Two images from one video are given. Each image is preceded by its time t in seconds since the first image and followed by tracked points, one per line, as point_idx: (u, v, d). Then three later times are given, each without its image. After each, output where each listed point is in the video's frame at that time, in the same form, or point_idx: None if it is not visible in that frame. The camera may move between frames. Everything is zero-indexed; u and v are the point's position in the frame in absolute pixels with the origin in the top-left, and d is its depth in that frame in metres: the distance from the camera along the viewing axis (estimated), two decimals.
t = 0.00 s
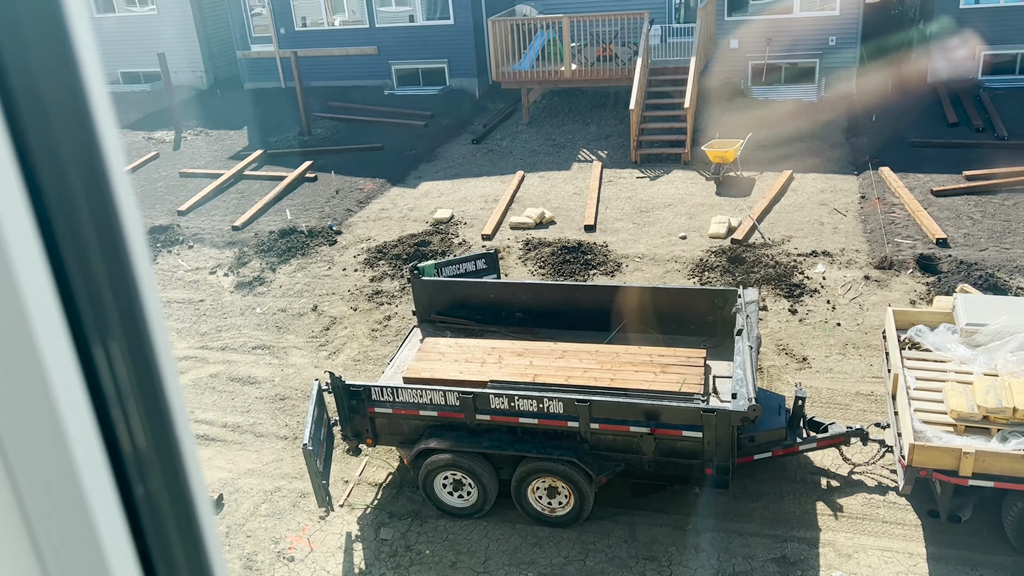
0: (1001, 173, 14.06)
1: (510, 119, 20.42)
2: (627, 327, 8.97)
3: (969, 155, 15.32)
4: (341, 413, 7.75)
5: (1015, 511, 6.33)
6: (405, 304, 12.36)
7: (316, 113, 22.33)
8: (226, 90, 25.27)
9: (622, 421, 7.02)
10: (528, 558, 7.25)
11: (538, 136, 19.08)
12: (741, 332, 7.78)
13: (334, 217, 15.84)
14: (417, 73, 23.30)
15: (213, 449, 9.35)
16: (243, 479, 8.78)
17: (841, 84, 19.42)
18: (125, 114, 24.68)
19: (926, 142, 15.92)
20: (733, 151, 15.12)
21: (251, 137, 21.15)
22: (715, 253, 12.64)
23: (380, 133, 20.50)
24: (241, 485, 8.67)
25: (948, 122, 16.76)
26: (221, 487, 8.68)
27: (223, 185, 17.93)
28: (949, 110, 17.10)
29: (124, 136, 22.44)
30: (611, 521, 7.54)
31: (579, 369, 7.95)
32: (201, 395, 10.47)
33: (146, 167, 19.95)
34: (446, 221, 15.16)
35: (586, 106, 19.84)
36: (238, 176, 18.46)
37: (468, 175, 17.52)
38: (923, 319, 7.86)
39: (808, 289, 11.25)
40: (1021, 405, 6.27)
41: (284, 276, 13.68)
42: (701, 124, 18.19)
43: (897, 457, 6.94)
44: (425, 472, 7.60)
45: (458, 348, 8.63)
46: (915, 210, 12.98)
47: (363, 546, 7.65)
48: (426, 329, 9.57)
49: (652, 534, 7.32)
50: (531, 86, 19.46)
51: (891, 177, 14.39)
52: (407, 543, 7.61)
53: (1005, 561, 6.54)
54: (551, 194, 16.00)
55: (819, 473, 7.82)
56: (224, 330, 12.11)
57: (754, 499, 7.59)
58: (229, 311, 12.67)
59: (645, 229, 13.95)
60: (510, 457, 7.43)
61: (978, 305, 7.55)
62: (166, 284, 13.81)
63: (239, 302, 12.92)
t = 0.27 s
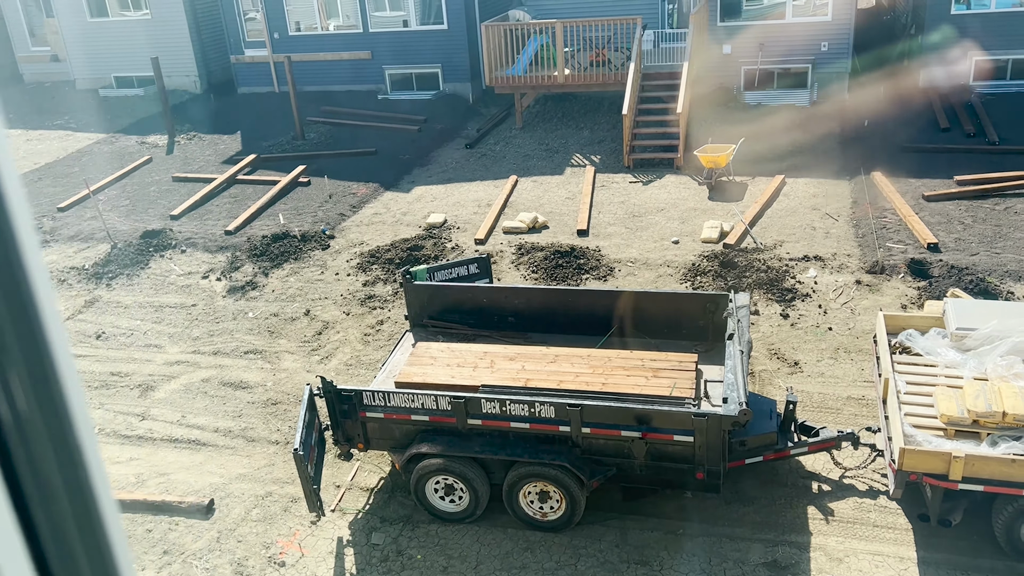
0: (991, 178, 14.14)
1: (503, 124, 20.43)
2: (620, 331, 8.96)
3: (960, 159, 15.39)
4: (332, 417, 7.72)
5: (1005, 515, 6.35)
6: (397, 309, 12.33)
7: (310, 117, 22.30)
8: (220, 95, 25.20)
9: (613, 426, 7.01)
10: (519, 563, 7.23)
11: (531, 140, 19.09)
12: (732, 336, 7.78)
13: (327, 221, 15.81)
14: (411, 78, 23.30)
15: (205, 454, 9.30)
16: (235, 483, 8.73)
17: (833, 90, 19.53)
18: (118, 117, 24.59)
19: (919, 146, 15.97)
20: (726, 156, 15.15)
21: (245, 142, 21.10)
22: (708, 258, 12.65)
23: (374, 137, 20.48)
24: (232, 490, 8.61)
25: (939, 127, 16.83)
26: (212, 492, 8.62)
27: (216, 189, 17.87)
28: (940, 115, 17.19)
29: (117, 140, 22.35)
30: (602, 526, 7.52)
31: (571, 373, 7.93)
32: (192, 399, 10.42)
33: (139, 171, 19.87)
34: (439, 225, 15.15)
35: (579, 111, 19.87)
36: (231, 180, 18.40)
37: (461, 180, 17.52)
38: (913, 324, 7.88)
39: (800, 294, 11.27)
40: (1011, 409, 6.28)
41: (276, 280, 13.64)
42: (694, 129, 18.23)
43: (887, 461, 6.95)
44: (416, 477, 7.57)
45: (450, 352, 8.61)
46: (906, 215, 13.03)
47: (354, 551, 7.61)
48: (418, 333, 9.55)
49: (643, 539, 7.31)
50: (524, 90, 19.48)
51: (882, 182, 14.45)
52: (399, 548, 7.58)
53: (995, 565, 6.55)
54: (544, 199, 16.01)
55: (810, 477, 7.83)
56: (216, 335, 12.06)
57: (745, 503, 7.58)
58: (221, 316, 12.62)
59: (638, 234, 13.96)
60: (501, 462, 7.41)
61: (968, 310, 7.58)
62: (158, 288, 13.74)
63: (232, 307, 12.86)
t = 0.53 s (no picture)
0: (983, 182, 14.18)
1: (498, 126, 20.43)
2: (613, 334, 8.96)
3: (954, 162, 15.43)
4: (325, 420, 7.70)
5: (997, 517, 6.35)
6: (391, 311, 12.31)
7: (305, 119, 22.26)
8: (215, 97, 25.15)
9: (606, 428, 7.00)
10: (512, 565, 7.21)
11: (526, 143, 19.09)
12: (724, 339, 7.78)
13: (322, 223, 15.77)
14: (406, 80, 23.28)
15: (197, 457, 9.26)
16: (227, 486, 8.70)
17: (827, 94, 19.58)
18: (112, 119, 24.52)
19: (912, 150, 16.03)
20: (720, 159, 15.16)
21: (239, 144, 21.05)
22: (702, 261, 12.66)
23: (368, 139, 20.45)
24: (225, 493, 8.58)
25: (933, 131, 16.90)
26: (205, 494, 8.59)
27: (210, 191, 17.83)
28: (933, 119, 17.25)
29: (112, 142, 22.28)
30: (594, 529, 7.52)
31: (564, 376, 7.92)
32: (185, 402, 10.38)
33: (133, 173, 19.81)
34: (433, 228, 15.13)
35: (574, 114, 19.88)
36: (225, 182, 18.36)
37: (455, 182, 17.50)
38: (905, 327, 7.90)
39: (793, 296, 11.29)
40: (1001, 412, 6.29)
41: (270, 282, 13.61)
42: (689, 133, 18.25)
43: (879, 464, 6.96)
44: (409, 479, 7.56)
45: (443, 355, 8.59)
46: (899, 218, 13.07)
47: (347, 553, 7.58)
48: (411, 336, 9.53)
49: (636, 541, 7.30)
50: (519, 93, 19.48)
51: (875, 185, 14.49)
52: (391, 551, 7.55)
53: (986, 567, 6.57)
54: (539, 201, 16.00)
55: (802, 480, 7.83)
56: (209, 337, 12.02)
57: (738, 505, 7.58)
58: (215, 318, 12.58)
59: (632, 236, 13.97)
60: (494, 465, 7.39)
61: (960, 313, 7.60)
62: (152, 290, 13.69)
63: (225, 309, 12.83)
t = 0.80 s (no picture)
0: (974, 183, 14.24)
1: (491, 127, 20.41)
2: (605, 335, 8.97)
3: (945, 163, 15.49)
4: (316, 421, 7.68)
5: (986, 516, 6.37)
6: (383, 311, 12.28)
7: (298, 119, 22.20)
8: (208, 97, 25.06)
9: (597, 428, 7.00)
10: (503, 566, 7.20)
11: (520, 143, 19.09)
12: (715, 340, 7.79)
13: (314, 223, 15.73)
14: (399, 80, 23.25)
15: (189, 457, 9.22)
16: (219, 487, 8.66)
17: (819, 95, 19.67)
18: (104, 119, 24.40)
19: (904, 151, 16.10)
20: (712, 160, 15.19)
21: (232, 144, 20.98)
22: (694, 261, 12.67)
23: (361, 140, 20.41)
24: (216, 494, 8.54)
25: (925, 133, 16.98)
26: (196, 494, 8.55)
27: (202, 192, 17.75)
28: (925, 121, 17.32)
29: (104, 142, 22.18)
30: (586, 529, 7.51)
31: (555, 376, 7.91)
32: (177, 402, 10.33)
33: (126, 173, 19.73)
34: (426, 228, 15.11)
35: (568, 114, 19.89)
36: (218, 182, 18.30)
37: (448, 183, 17.48)
38: (895, 327, 7.92)
39: (785, 297, 11.31)
40: (990, 412, 6.32)
41: (262, 282, 13.57)
42: (681, 133, 18.28)
43: (869, 464, 6.98)
44: (400, 480, 7.53)
45: (436, 355, 8.58)
46: (890, 219, 13.11)
47: (338, 554, 7.56)
48: (403, 336, 9.50)
49: (627, 542, 7.30)
50: (512, 94, 19.47)
51: (867, 186, 14.54)
52: (382, 551, 7.53)
53: (975, 567, 6.59)
54: (532, 202, 16.00)
55: (793, 480, 7.85)
56: (201, 337, 11.97)
57: (729, 505, 7.59)
58: (207, 318, 12.53)
59: (625, 237, 13.98)
60: (485, 465, 7.38)
61: (949, 313, 7.63)
62: (144, 291, 13.63)
63: (218, 309, 12.78)
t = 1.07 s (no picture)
0: (963, 183, 14.32)
1: (482, 127, 20.40)
2: (597, 334, 8.97)
3: (934, 163, 15.58)
4: (306, 421, 7.66)
5: (974, 515, 6.39)
6: (374, 312, 12.25)
7: (288, 119, 22.13)
8: (198, 96, 24.93)
9: (587, 428, 7.00)
10: (494, 565, 7.19)
11: (511, 143, 19.08)
12: (705, 339, 7.80)
13: (305, 223, 15.68)
14: (390, 80, 23.20)
15: (178, 458, 9.17)
16: (209, 487, 8.62)
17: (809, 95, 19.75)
18: (93, 118, 24.25)
19: (893, 151, 16.19)
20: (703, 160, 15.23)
21: (222, 144, 20.89)
22: (684, 261, 12.69)
23: (352, 140, 20.36)
24: (206, 494, 8.50)
25: (914, 133, 17.07)
26: (185, 495, 8.50)
27: (192, 192, 17.67)
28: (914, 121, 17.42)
29: (93, 142, 22.05)
30: (576, 528, 7.51)
31: (546, 376, 7.91)
32: (166, 403, 10.27)
33: (115, 173, 19.61)
34: (416, 228, 15.08)
35: (559, 114, 19.89)
36: (208, 182, 18.22)
37: (439, 183, 17.46)
38: (884, 326, 7.96)
39: (775, 297, 11.35)
40: (977, 411, 6.35)
41: (253, 283, 13.51)
42: (672, 133, 18.32)
43: (858, 463, 7.01)
44: (391, 480, 7.51)
45: (426, 355, 8.56)
46: (880, 219, 13.17)
47: (328, 554, 7.53)
48: (394, 336, 9.48)
49: (617, 541, 7.30)
50: (503, 94, 19.45)
51: (856, 186, 14.61)
52: (373, 552, 7.51)
53: (963, 565, 6.62)
54: (523, 202, 15.99)
55: (782, 478, 7.88)
56: (191, 337, 11.91)
57: (719, 504, 7.61)
58: (197, 318, 12.47)
59: (616, 237, 14.00)
60: (476, 465, 7.37)
61: (937, 313, 7.67)
62: (134, 291, 13.55)
63: (207, 309, 12.72)
